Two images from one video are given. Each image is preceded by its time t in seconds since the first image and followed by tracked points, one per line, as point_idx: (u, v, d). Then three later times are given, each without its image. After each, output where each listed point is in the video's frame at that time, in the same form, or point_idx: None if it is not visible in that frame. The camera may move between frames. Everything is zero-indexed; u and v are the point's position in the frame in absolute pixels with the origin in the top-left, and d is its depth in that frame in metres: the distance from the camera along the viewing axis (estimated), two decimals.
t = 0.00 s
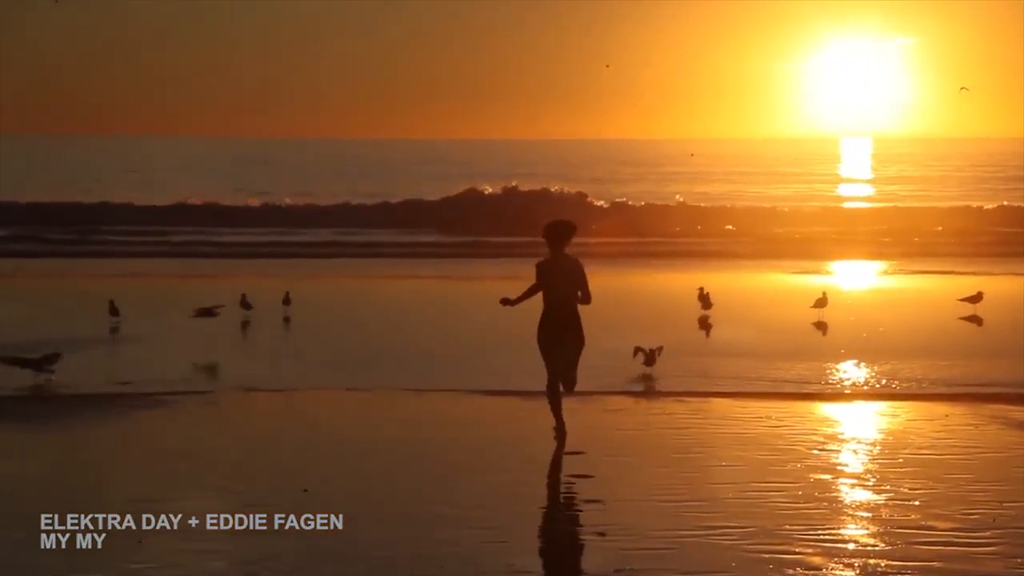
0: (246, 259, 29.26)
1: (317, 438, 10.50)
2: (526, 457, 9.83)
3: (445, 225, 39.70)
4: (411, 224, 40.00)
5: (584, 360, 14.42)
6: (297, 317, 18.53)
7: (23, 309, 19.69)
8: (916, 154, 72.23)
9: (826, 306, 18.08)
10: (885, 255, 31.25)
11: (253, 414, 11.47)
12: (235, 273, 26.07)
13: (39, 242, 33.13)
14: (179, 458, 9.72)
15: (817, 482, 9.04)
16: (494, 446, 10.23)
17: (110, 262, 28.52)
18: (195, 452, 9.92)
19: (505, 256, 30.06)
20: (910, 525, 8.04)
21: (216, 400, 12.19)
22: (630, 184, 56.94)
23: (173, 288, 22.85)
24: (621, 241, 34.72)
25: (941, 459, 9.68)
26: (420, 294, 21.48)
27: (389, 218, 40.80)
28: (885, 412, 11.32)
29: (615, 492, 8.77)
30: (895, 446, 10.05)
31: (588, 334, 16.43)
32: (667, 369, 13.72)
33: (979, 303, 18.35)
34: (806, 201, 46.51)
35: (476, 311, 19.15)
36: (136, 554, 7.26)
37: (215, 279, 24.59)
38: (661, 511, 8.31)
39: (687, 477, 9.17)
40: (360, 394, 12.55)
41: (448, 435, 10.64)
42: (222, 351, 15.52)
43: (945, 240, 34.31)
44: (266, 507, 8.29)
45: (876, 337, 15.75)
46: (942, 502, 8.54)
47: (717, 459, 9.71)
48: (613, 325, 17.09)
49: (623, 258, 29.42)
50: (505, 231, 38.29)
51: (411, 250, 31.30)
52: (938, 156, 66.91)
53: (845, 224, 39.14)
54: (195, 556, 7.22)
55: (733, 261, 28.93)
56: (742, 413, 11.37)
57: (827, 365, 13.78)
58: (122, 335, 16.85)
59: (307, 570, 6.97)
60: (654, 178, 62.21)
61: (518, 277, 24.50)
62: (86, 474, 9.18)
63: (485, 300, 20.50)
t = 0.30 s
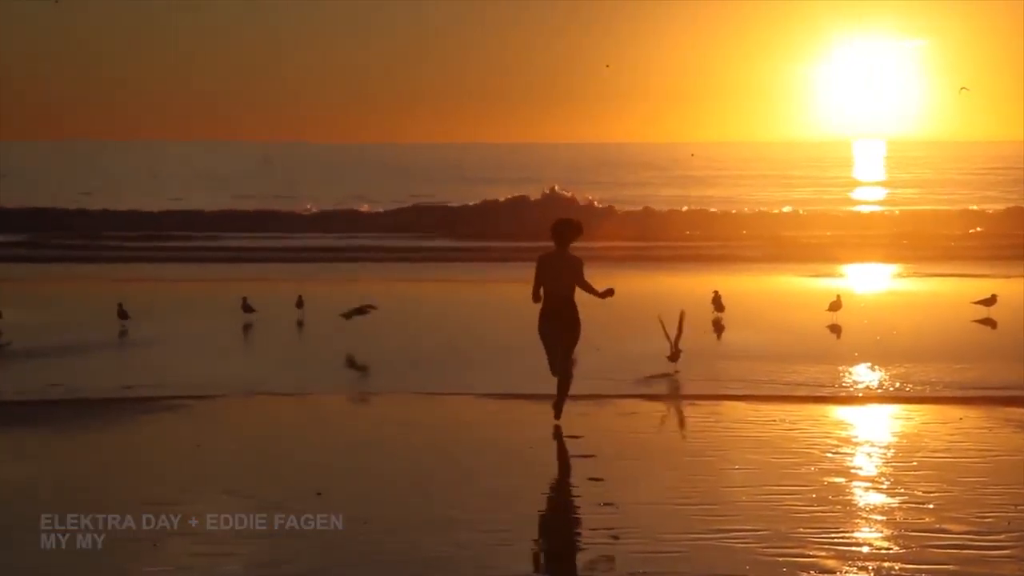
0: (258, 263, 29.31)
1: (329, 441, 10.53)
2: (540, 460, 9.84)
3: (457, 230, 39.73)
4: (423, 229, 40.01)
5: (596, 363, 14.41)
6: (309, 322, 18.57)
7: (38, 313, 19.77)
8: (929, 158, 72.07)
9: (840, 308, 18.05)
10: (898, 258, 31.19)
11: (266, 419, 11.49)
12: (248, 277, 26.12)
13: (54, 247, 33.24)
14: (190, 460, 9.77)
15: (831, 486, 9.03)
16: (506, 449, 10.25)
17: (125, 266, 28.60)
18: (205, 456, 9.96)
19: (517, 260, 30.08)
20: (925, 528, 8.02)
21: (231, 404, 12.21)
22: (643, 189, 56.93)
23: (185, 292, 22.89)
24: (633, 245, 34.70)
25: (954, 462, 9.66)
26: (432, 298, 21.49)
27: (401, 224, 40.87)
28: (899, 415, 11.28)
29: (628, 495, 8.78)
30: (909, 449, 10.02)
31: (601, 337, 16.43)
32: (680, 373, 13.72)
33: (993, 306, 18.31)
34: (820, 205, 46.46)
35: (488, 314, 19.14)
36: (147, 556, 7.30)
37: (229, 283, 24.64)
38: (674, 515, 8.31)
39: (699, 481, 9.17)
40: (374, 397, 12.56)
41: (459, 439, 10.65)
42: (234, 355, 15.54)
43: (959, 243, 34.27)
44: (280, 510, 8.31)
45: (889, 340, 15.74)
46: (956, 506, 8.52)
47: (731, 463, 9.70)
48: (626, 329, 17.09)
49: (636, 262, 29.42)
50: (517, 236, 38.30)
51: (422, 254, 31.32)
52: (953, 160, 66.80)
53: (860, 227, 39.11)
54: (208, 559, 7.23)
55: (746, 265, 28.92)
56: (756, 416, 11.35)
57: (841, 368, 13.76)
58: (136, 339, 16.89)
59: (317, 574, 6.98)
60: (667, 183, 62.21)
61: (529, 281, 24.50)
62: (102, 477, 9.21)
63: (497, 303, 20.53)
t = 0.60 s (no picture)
0: (269, 265, 29.35)
1: (340, 443, 10.54)
2: (550, 461, 9.85)
3: (467, 233, 39.76)
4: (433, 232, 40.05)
5: (606, 365, 14.42)
6: (319, 323, 18.60)
7: (49, 314, 19.83)
8: (940, 162, 71.99)
9: (850, 311, 18.04)
10: (908, 262, 31.16)
11: (277, 419, 11.52)
12: (258, 278, 26.16)
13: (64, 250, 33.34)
14: (201, 461, 9.80)
15: (841, 488, 9.03)
16: (517, 451, 10.25)
17: (135, 267, 28.67)
18: (215, 456, 9.99)
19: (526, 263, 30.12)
20: (936, 531, 8.01)
21: (241, 405, 12.22)
22: (653, 194, 56.96)
23: (195, 293, 22.95)
24: (642, 249, 34.72)
25: (966, 465, 9.65)
26: (442, 299, 21.53)
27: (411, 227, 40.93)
28: (910, 418, 11.27)
29: (639, 497, 8.78)
30: (919, 453, 10.01)
31: (611, 338, 16.45)
32: (690, 375, 13.73)
33: (1003, 309, 18.30)
34: (830, 208, 46.45)
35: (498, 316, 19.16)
36: (158, 556, 7.33)
37: (239, 284, 24.69)
38: (685, 517, 8.31)
39: (710, 483, 9.17)
40: (384, 399, 12.59)
41: (470, 441, 10.67)
42: (244, 356, 15.58)
43: (969, 247, 34.22)
44: (290, 511, 8.30)
45: (899, 343, 15.74)
46: (968, 509, 8.51)
47: (742, 465, 9.70)
48: (636, 331, 17.10)
49: (645, 265, 29.44)
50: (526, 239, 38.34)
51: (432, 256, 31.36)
52: (964, 165, 66.73)
53: (870, 231, 39.07)
54: (219, 561, 7.22)
55: (755, 268, 28.92)
56: (766, 418, 11.35)
57: (851, 371, 13.76)
58: (146, 340, 16.92)
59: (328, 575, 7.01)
60: (677, 187, 62.20)
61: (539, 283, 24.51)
62: (113, 478, 9.21)
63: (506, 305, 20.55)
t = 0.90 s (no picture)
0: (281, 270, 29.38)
1: (352, 447, 10.55)
2: (561, 466, 9.85)
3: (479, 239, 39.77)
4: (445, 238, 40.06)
5: (618, 370, 14.41)
6: (331, 328, 18.62)
7: (62, 319, 19.88)
8: (953, 167, 71.80)
9: (862, 316, 18.02)
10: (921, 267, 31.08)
11: (288, 424, 11.54)
12: (270, 282, 26.18)
13: (76, 255, 33.40)
14: (213, 465, 9.82)
15: (854, 494, 9.01)
16: (528, 455, 10.26)
17: (147, 271, 28.74)
18: (227, 460, 10.02)
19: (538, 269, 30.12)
20: (948, 537, 8.00)
21: (253, 409, 12.25)
22: (666, 199, 56.92)
23: (208, 298, 22.97)
24: (654, 254, 34.70)
25: (978, 470, 9.63)
26: (454, 305, 21.53)
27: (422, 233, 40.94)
28: (923, 424, 11.25)
29: (651, 502, 8.78)
30: (932, 458, 9.99)
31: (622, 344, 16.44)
32: (702, 380, 13.71)
33: (1017, 314, 18.27)
34: (843, 214, 46.37)
35: (509, 321, 19.16)
36: (169, 560, 7.35)
37: (251, 288, 24.70)
38: (697, 522, 8.31)
39: (721, 488, 9.17)
40: (395, 404, 12.59)
41: (481, 445, 10.67)
42: (256, 360, 15.59)
43: (982, 252, 34.12)
44: (302, 516, 8.32)
45: (911, 348, 15.72)
46: (980, 515, 8.50)
47: (754, 470, 9.70)
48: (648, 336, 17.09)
49: (657, 270, 29.41)
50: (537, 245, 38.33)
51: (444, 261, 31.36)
52: (977, 170, 66.55)
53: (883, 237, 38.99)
54: (230, 565, 7.23)
55: (767, 273, 28.88)
56: (779, 424, 11.34)
57: (864, 376, 13.74)
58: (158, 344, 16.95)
59: None
60: (690, 193, 62.13)
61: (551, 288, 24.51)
62: (124, 482, 9.24)
63: (518, 310, 20.56)
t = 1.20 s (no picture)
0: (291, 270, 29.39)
1: (360, 448, 10.55)
2: (568, 466, 9.85)
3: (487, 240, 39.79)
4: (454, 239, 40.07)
5: (625, 371, 14.40)
6: (340, 329, 18.63)
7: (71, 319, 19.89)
8: (962, 169, 71.69)
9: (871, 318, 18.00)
10: (930, 269, 31.06)
11: (296, 424, 11.54)
12: (278, 283, 26.19)
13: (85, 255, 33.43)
14: (222, 465, 9.82)
15: (863, 495, 9.00)
16: (536, 455, 10.25)
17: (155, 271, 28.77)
18: (236, 460, 10.02)
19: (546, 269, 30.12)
20: (957, 539, 7.99)
21: (261, 409, 12.25)
22: (674, 202, 56.92)
23: (217, 298, 22.99)
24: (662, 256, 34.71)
25: (986, 473, 9.61)
26: (462, 305, 21.54)
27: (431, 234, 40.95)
28: (932, 426, 11.24)
29: (659, 503, 8.77)
30: (941, 460, 9.98)
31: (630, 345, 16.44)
32: (710, 381, 13.70)
33: None
34: (852, 216, 46.32)
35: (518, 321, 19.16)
36: (176, 559, 7.36)
37: (259, 289, 24.72)
38: (705, 523, 8.30)
39: (729, 489, 9.16)
40: (403, 403, 12.59)
41: (490, 446, 10.66)
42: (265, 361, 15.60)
43: (991, 255, 34.08)
44: (310, 515, 8.32)
45: (920, 350, 15.70)
46: (989, 517, 8.48)
47: (762, 471, 9.69)
48: (656, 338, 17.08)
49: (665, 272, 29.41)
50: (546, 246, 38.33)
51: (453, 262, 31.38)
52: (987, 173, 66.45)
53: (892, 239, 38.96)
54: (239, 564, 7.24)
55: (775, 275, 28.88)
56: (787, 425, 11.33)
57: (872, 378, 13.74)
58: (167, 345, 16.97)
59: None
60: (699, 194, 62.06)
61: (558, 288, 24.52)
62: (133, 482, 9.25)
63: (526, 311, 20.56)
